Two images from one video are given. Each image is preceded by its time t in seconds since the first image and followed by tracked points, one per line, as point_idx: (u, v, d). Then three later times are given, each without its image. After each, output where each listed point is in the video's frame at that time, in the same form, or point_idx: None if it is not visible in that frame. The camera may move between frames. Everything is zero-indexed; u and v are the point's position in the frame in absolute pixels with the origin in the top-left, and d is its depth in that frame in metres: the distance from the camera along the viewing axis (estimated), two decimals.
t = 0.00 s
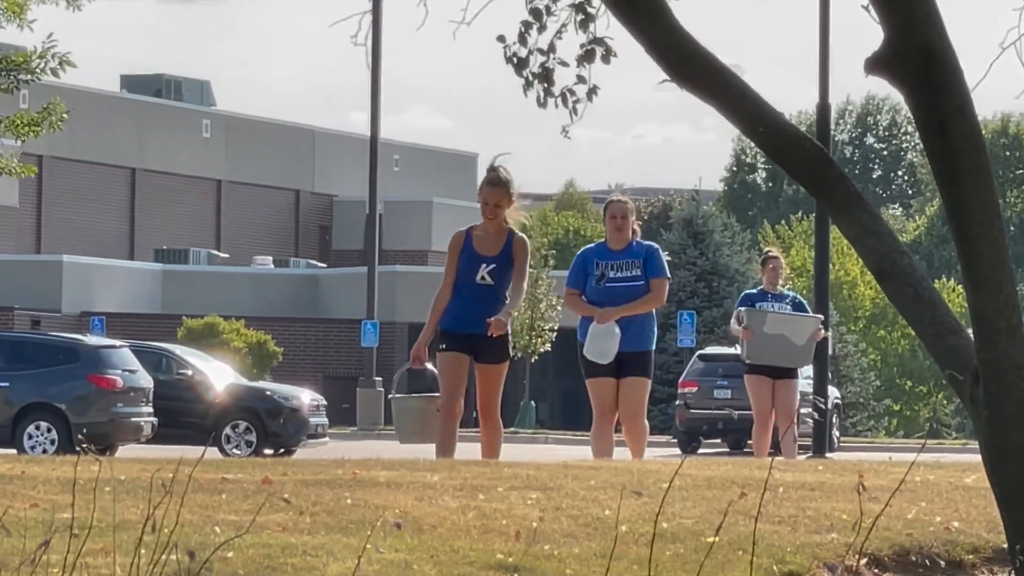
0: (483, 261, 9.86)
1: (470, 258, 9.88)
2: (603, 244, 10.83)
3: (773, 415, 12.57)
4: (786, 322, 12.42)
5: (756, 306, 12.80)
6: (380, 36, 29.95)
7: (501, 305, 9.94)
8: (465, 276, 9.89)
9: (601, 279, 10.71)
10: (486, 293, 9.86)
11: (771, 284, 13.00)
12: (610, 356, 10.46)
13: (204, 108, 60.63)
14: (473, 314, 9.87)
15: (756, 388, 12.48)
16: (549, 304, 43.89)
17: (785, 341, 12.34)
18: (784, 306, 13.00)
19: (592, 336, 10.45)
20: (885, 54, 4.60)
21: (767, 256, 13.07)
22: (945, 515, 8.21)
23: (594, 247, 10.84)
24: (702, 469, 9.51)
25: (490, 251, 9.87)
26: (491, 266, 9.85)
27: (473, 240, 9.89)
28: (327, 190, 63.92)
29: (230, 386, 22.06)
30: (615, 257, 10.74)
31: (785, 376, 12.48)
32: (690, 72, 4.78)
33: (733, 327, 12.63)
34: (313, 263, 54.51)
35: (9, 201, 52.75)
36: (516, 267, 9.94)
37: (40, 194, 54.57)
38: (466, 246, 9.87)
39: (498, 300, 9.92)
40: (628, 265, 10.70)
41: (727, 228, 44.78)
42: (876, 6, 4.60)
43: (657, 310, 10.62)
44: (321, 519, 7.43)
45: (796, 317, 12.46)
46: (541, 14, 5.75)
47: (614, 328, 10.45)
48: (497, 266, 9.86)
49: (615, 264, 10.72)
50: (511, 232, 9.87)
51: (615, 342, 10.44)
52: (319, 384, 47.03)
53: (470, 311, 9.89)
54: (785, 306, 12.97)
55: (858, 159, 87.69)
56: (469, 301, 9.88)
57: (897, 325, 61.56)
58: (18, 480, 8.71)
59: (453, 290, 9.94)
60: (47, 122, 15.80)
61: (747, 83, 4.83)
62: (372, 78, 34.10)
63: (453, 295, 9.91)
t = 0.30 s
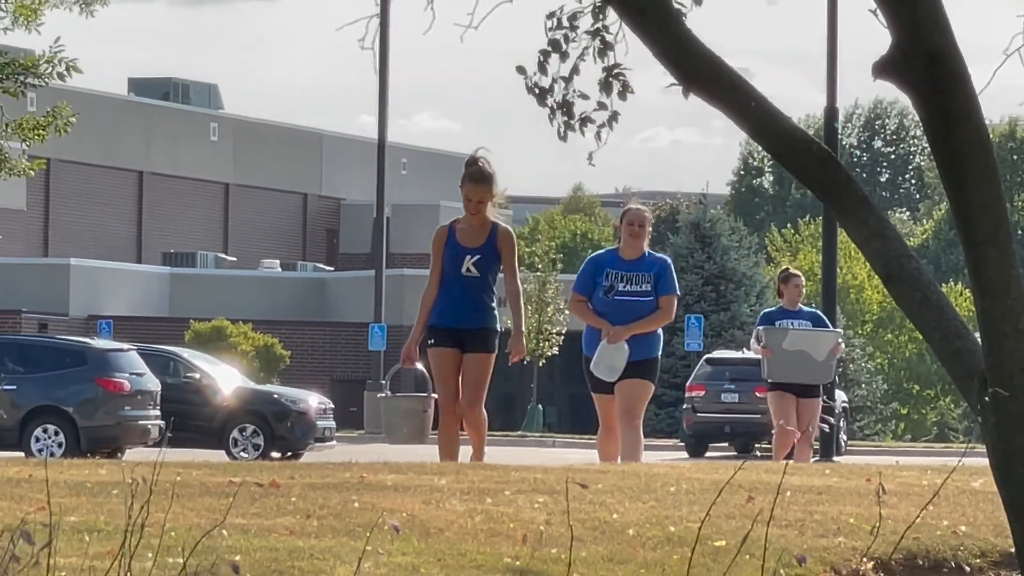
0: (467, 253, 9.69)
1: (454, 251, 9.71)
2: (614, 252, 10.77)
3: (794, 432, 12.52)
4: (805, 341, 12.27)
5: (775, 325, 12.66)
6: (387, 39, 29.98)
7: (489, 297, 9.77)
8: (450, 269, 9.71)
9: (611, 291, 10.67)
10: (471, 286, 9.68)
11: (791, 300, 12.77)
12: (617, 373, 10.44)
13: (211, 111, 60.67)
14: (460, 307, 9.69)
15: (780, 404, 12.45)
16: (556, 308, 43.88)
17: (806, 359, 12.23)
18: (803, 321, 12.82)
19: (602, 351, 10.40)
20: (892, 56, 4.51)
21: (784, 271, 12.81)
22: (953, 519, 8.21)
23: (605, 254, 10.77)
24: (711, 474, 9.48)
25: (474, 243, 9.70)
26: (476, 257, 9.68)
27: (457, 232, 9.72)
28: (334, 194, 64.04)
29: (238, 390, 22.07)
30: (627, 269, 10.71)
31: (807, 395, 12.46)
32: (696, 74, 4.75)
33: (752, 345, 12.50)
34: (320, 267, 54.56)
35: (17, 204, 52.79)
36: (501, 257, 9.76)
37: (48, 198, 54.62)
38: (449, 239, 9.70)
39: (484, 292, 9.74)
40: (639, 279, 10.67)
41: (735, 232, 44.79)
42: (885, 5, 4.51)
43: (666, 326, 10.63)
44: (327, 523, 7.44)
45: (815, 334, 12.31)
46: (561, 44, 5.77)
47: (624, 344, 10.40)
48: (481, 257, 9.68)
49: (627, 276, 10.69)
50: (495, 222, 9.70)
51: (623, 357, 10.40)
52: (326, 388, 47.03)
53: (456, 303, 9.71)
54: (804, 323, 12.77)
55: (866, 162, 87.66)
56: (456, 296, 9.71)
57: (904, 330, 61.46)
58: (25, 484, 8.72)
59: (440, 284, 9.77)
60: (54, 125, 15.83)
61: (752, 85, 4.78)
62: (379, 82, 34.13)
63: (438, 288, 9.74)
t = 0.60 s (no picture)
0: (460, 253, 9.53)
1: (447, 251, 9.57)
2: (625, 238, 10.49)
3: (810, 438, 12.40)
4: (820, 345, 12.19)
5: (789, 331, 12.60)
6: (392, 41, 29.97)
7: (482, 298, 9.60)
8: (442, 268, 9.57)
9: (615, 276, 10.38)
10: (462, 286, 9.53)
11: (805, 304, 12.73)
12: (613, 359, 10.23)
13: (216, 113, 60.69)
14: (452, 308, 9.56)
15: (794, 411, 12.35)
16: (561, 310, 43.84)
17: (820, 364, 12.14)
18: (818, 327, 12.75)
19: (596, 336, 10.23)
20: (899, 58, 4.56)
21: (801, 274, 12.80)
22: (958, 522, 8.21)
23: (615, 240, 10.49)
24: (715, 476, 9.49)
25: (466, 244, 9.53)
26: (467, 258, 9.51)
27: (450, 231, 9.57)
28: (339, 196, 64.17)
29: (243, 392, 22.08)
30: (636, 255, 10.41)
31: (822, 401, 12.44)
32: (703, 79, 4.77)
33: (767, 351, 12.42)
34: (325, 269, 54.59)
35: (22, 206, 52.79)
36: (496, 257, 9.58)
37: (53, 200, 54.64)
38: (442, 239, 9.56)
39: (478, 291, 9.57)
40: (644, 266, 10.37)
41: (740, 235, 44.78)
42: (890, 8, 4.57)
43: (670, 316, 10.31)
44: (332, 525, 7.44)
45: (833, 339, 12.21)
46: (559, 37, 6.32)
47: (617, 332, 10.21)
48: (473, 259, 9.51)
49: (633, 262, 10.39)
50: (489, 223, 9.53)
51: (617, 348, 10.21)
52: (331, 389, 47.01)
53: (449, 304, 9.58)
54: (818, 327, 12.70)
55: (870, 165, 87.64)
56: (449, 297, 9.57)
57: (909, 332, 61.38)
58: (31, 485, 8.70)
59: (435, 283, 9.63)
60: (60, 125, 15.85)
61: (756, 90, 4.80)
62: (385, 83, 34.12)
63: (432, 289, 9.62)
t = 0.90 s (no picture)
0: (453, 221, 9.48)
1: (440, 219, 9.51)
2: (610, 246, 10.52)
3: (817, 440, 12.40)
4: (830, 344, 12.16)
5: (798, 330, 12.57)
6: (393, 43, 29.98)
7: (472, 269, 9.52)
8: (434, 237, 9.51)
9: (608, 287, 10.41)
10: (454, 255, 9.46)
11: (808, 305, 12.75)
12: (615, 365, 10.20)
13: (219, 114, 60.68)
14: (442, 277, 9.47)
15: (803, 411, 12.31)
16: (564, 311, 43.83)
17: (832, 365, 12.11)
18: (823, 327, 12.74)
19: (595, 347, 10.20)
20: (899, 60, 4.51)
21: (806, 274, 12.77)
22: (960, 523, 8.22)
23: (602, 249, 10.53)
24: (718, 477, 9.50)
25: (461, 211, 9.48)
26: (460, 225, 9.46)
27: (445, 199, 9.53)
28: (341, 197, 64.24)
29: (245, 393, 22.08)
30: (624, 261, 10.42)
31: (830, 400, 12.42)
32: (702, 76, 4.76)
33: (776, 350, 12.37)
34: (327, 270, 54.62)
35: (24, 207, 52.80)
36: (488, 229, 9.53)
37: (55, 201, 54.66)
38: (437, 204, 9.52)
39: (468, 262, 9.50)
40: (635, 270, 10.37)
41: (741, 236, 44.80)
42: (890, 8, 4.52)
43: (666, 316, 10.30)
44: (335, 526, 7.44)
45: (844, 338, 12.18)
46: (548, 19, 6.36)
47: (618, 336, 10.17)
48: (465, 227, 9.46)
49: (623, 270, 10.41)
50: (486, 191, 9.49)
51: (619, 351, 10.17)
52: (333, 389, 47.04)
53: (439, 273, 9.49)
54: (823, 327, 12.70)
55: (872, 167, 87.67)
56: (437, 264, 9.49)
57: (911, 333, 61.36)
58: (34, 488, 8.70)
59: (425, 252, 9.57)
60: (63, 126, 15.85)
61: (758, 87, 4.78)
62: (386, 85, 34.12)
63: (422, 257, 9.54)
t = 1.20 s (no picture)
0: (437, 220, 9.37)
1: (424, 217, 9.41)
2: (613, 237, 10.48)
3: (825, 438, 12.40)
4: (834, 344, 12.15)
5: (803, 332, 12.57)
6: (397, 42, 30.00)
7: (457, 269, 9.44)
8: (418, 235, 9.41)
9: (614, 278, 10.39)
10: (438, 254, 9.37)
11: (814, 304, 12.77)
12: (624, 364, 10.18)
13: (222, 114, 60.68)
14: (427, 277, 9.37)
15: (810, 413, 12.33)
16: (567, 312, 43.83)
17: (836, 366, 12.10)
18: (831, 326, 12.73)
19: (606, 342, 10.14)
20: (904, 60, 4.55)
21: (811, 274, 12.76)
22: (963, 523, 8.22)
23: (604, 240, 10.49)
24: (721, 477, 9.51)
25: (446, 209, 9.39)
26: (445, 224, 9.36)
27: (428, 197, 9.42)
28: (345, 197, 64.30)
29: (248, 392, 22.06)
30: (628, 254, 10.41)
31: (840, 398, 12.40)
32: (705, 79, 4.76)
33: (782, 350, 12.39)
34: (330, 270, 54.64)
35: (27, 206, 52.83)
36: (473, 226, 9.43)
37: (58, 200, 54.69)
38: (420, 202, 9.41)
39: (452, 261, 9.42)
40: (642, 264, 10.38)
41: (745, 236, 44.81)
42: (895, 9, 4.55)
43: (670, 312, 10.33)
44: (337, 526, 7.45)
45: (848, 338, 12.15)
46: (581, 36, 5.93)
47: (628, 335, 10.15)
48: (451, 225, 9.36)
49: (629, 262, 10.39)
50: (470, 187, 9.40)
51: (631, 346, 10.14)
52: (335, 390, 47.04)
53: (424, 273, 9.40)
54: (831, 326, 12.68)
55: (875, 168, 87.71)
56: (420, 261, 9.39)
57: (914, 334, 61.36)
58: (37, 487, 8.69)
59: (408, 250, 9.46)
60: (65, 125, 15.83)
61: (762, 88, 4.78)
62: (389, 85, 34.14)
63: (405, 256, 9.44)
